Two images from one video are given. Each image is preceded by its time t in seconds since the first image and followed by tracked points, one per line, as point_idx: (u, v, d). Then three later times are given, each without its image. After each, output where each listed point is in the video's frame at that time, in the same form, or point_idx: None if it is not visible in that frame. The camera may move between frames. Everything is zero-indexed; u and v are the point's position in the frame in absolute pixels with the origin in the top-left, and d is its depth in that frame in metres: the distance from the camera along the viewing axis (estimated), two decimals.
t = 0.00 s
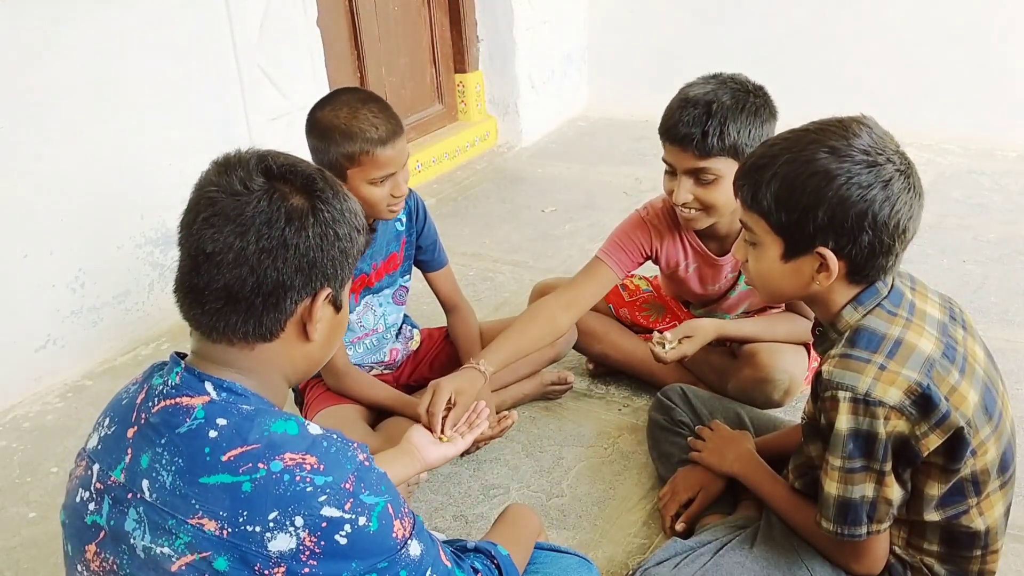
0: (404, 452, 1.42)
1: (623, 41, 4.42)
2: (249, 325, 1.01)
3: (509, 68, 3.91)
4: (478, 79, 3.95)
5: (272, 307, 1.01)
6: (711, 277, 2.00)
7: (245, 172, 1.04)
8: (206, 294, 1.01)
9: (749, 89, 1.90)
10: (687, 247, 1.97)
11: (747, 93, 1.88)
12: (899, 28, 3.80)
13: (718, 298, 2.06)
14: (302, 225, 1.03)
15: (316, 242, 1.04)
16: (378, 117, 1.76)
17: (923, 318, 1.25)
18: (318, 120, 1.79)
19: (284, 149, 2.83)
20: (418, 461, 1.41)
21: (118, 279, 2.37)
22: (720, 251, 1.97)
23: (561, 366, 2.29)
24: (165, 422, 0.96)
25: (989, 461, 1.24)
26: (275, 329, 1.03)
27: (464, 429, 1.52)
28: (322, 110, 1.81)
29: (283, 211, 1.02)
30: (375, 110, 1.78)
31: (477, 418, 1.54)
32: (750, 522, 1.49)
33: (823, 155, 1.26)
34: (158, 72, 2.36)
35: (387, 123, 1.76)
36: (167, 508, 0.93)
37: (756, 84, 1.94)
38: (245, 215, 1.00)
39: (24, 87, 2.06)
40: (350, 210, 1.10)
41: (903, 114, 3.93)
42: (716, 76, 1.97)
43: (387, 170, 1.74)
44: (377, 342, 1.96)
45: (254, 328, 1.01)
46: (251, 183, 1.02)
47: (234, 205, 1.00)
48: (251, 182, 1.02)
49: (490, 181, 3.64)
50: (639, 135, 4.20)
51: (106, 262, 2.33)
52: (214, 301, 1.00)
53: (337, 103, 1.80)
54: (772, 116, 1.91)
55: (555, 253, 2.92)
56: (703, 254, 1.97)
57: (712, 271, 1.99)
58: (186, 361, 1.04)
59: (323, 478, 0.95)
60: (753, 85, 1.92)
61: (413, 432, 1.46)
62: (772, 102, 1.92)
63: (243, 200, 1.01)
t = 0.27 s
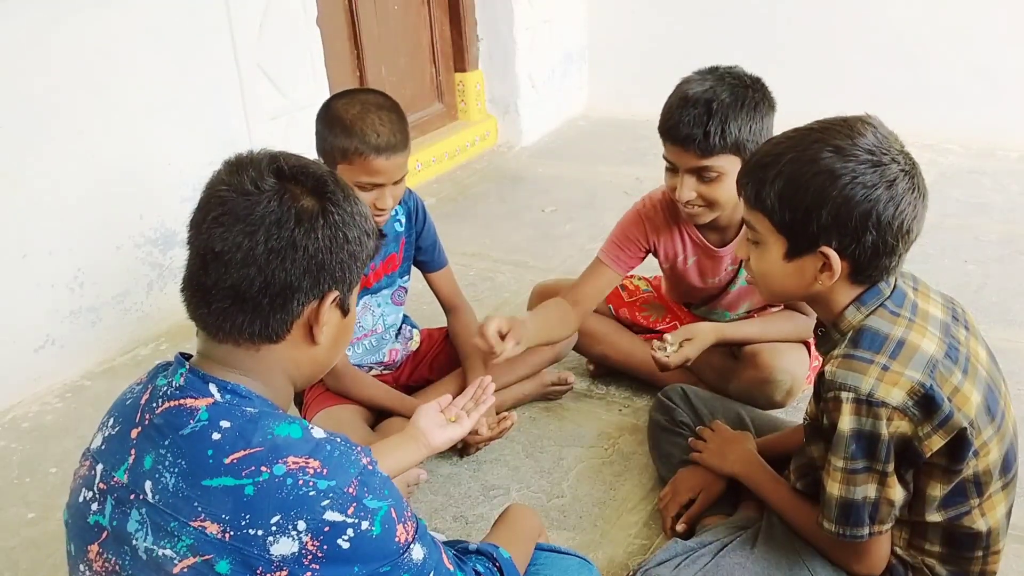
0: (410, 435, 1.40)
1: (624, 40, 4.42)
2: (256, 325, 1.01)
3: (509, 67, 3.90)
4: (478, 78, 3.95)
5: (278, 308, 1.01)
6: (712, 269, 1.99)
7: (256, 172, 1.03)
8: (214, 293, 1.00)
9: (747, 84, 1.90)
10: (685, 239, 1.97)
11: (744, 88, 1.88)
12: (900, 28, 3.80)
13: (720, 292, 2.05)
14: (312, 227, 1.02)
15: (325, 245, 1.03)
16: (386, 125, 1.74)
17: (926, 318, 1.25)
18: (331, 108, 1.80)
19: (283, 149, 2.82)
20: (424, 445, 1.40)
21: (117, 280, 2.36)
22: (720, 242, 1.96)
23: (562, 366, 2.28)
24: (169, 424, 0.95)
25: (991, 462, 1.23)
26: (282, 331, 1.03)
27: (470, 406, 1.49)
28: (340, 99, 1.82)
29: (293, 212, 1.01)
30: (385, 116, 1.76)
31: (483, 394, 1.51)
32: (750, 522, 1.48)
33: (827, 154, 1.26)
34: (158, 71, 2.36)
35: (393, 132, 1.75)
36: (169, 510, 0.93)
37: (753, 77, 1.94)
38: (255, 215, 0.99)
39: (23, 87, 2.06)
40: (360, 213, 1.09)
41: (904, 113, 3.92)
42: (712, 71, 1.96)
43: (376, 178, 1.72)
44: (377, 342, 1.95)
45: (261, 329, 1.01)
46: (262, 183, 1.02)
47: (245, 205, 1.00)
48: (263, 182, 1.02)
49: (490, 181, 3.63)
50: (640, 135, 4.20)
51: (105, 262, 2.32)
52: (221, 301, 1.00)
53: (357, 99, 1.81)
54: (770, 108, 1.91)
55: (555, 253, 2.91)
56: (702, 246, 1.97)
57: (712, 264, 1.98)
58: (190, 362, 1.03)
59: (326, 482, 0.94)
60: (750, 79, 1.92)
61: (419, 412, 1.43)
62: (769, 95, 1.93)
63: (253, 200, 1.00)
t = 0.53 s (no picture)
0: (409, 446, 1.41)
1: (624, 40, 4.42)
2: (260, 325, 1.01)
3: (509, 67, 3.90)
4: (478, 79, 3.95)
5: (283, 308, 1.01)
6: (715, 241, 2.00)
7: (261, 172, 1.04)
8: (218, 294, 1.01)
9: (756, 68, 1.89)
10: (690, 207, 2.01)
11: (754, 72, 1.87)
12: (899, 28, 3.80)
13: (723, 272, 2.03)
14: (316, 227, 1.02)
15: (329, 245, 1.03)
16: (390, 126, 1.75)
17: (925, 319, 1.25)
18: (333, 113, 1.79)
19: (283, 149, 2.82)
20: (423, 455, 1.41)
21: (118, 280, 2.37)
22: (721, 214, 1.97)
23: (562, 365, 2.28)
24: (174, 422, 0.96)
25: (990, 462, 1.24)
26: (286, 330, 1.03)
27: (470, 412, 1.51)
28: (340, 103, 1.81)
29: (298, 212, 1.01)
30: (389, 118, 1.77)
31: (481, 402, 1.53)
32: (750, 522, 1.49)
33: (827, 155, 1.26)
34: (158, 71, 2.36)
35: (398, 132, 1.76)
36: (172, 508, 0.94)
37: (760, 58, 1.93)
38: (260, 216, 1.00)
39: (24, 87, 2.06)
40: (364, 213, 1.10)
41: (904, 114, 3.93)
42: (718, 53, 1.95)
43: (382, 179, 1.73)
44: (377, 342, 1.96)
45: (265, 329, 1.01)
46: (267, 184, 1.02)
47: (250, 205, 1.00)
48: (267, 183, 1.02)
49: (490, 181, 3.63)
50: (640, 135, 4.20)
51: (106, 262, 2.33)
52: (226, 301, 1.00)
53: (358, 101, 1.81)
54: (779, 88, 1.92)
55: (555, 253, 2.91)
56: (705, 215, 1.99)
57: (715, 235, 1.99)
58: (195, 361, 1.04)
59: (329, 481, 0.94)
60: (759, 60, 1.92)
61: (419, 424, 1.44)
62: (776, 75, 1.92)
63: (257, 201, 1.00)
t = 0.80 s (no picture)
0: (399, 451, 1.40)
1: (624, 40, 4.42)
2: (248, 329, 1.01)
3: (509, 67, 3.91)
4: (478, 79, 3.95)
5: (269, 310, 1.01)
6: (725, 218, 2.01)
7: (236, 175, 1.03)
8: (204, 301, 1.01)
9: (774, 47, 1.89)
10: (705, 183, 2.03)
11: (772, 51, 1.88)
12: (899, 28, 3.80)
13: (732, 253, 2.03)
14: (294, 227, 1.02)
15: (310, 243, 1.03)
16: (394, 117, 1.77)
17: (925, 319, 1.25)
18: (333, 126, 1.77)
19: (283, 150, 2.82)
20: (414, 460, 1.39)
21: (118, 279, 2.37)
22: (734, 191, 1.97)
23: (562, 365, 2.28)
24: (171, 421, 0.96)
25: (990, 462, 1.24)
26: (275, 332, 1.03)
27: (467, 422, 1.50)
28: (334, 115, 1.78)
29: (274, 213, 1.01)
30: (389, 110, 1.78)
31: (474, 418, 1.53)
32: (750, 521, 1.49)
33: (827, 155, 1.26)
34: (159, 71, 2.36)
35: (403, 123, 1.77)
36: (170, 506, 0.93)
37: (778, 37, 1.93)
38: (237, 220, 1.00)
39: (24, 87, 2.06)
40: (346, 206, 1.08)
41: (904, 114, 3.93)
42: (737, 31, 1.95)
43: (405, 169, 1.75)
44: (378, 343, 1.96)
45: (253, 332, 1.02)
46: (242, 187, 1.02)
47: (226, 210, 1.00)
48: (242, 186, 1.02)
49: (490, 181, 3.63)
50: (640, 135, 4.20)
51: (106, 263, 2.33)
52: (211, 307, 1.01)
53: (353, 108, 1.78)
54: (796, 67, 1.92)
55: (555, 253, 2.91)
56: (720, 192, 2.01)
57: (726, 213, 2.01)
58: (192, 361, 1.04)
59: (327, 479, 0.94)
60: (777, 39, 1.92)
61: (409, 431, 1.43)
62: (794, 54, 1.93)
63: (233, 205, 1.00)
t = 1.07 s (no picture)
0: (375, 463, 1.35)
1: (624, 40, 4.42)
2: (233, 335, 1.02)
3: (509, 67, 3.91)
4: (478, 79, 3.95)
5: (253, 317, 1.02)
6: (733, 212, 2.06)
7: (211, 181, 1.02)
8: (188, 309, 1.02)
9: (793, 41, 1.90)
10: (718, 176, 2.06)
11: (791, 45, 1.88)
12: (899, 28, 3.81)
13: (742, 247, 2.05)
14: (272, 232, 1.01)
15: (290, 247, 1.02)
16: (395, 114, 1.77)
17: (925, 318, 1.25)
18: (335, 126, 1.76)
19: (283, 150, 2.82)
20: (390, 470, 1.34)
21: (118, 279, 2.37)
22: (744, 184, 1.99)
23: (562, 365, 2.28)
24: (164, 426, 0.96)
25: (990, 462, 1.24)
26: (261, 336, 1.03)
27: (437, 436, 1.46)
28: (334, 116, 1.78)
29: (251, 219, 1.00)
30: (389, 107, 1.79)
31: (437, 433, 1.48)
32: (750, 521, 1.49)
33: (827, 155, 1.26)
34: (158, 71, 2.36)
35: (404, 119, 1.78)
36: (165, 512, 0.93)
37: (798, 32, 1.94)
38: (213, 228, 1.00)
39: (24, 87, 2.06)
40: (327, 204, 1.07)
41: (903, 114, 3.93)
42: (755, 23, 1.95)
43: (409, 164, 1.75)
44: (378, 343, 1.96)
45: (238, 338, 1.02)
46: (218, 194, 1.01)
47: (203, 219, 1.00)
48: (218, 193, 1.01)
49: (490, 181, 3.63)
50: (639, 135, 4.20)
51: (106, 263, 2.33)
52: (195, 316, 1.02)
53: (353, 107, 1.78)
54: (813, 60, 1.92)
55: (555, 253, 2.91)
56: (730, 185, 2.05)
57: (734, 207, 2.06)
58: (183, 364, 1.04)
59: (323, 482, 0.95)
60: (794, 33, 1.92)
61: (386, 441, 1.38)
62: (813, 50, 1.93)
63: (209, 214, 1.00)
